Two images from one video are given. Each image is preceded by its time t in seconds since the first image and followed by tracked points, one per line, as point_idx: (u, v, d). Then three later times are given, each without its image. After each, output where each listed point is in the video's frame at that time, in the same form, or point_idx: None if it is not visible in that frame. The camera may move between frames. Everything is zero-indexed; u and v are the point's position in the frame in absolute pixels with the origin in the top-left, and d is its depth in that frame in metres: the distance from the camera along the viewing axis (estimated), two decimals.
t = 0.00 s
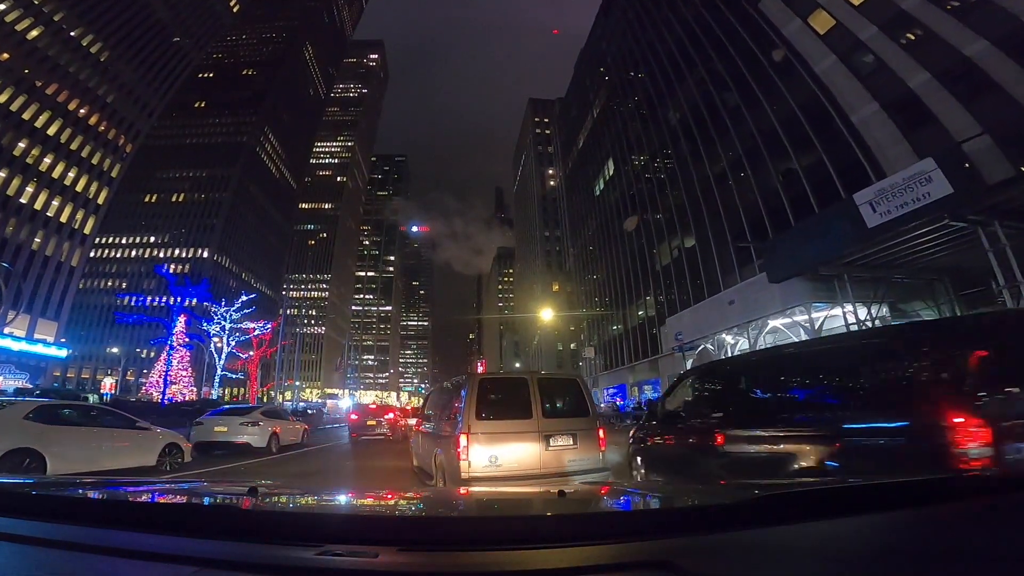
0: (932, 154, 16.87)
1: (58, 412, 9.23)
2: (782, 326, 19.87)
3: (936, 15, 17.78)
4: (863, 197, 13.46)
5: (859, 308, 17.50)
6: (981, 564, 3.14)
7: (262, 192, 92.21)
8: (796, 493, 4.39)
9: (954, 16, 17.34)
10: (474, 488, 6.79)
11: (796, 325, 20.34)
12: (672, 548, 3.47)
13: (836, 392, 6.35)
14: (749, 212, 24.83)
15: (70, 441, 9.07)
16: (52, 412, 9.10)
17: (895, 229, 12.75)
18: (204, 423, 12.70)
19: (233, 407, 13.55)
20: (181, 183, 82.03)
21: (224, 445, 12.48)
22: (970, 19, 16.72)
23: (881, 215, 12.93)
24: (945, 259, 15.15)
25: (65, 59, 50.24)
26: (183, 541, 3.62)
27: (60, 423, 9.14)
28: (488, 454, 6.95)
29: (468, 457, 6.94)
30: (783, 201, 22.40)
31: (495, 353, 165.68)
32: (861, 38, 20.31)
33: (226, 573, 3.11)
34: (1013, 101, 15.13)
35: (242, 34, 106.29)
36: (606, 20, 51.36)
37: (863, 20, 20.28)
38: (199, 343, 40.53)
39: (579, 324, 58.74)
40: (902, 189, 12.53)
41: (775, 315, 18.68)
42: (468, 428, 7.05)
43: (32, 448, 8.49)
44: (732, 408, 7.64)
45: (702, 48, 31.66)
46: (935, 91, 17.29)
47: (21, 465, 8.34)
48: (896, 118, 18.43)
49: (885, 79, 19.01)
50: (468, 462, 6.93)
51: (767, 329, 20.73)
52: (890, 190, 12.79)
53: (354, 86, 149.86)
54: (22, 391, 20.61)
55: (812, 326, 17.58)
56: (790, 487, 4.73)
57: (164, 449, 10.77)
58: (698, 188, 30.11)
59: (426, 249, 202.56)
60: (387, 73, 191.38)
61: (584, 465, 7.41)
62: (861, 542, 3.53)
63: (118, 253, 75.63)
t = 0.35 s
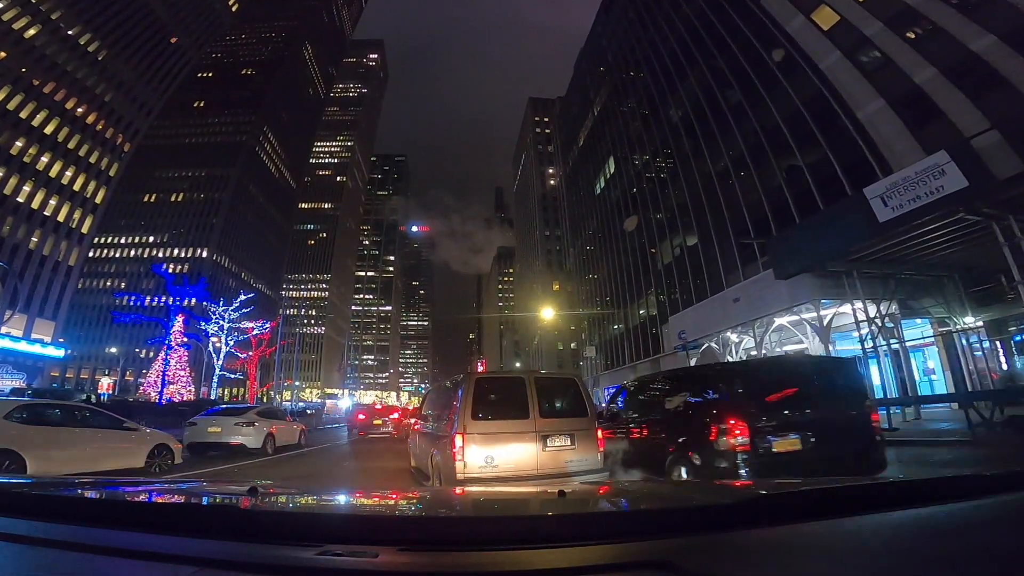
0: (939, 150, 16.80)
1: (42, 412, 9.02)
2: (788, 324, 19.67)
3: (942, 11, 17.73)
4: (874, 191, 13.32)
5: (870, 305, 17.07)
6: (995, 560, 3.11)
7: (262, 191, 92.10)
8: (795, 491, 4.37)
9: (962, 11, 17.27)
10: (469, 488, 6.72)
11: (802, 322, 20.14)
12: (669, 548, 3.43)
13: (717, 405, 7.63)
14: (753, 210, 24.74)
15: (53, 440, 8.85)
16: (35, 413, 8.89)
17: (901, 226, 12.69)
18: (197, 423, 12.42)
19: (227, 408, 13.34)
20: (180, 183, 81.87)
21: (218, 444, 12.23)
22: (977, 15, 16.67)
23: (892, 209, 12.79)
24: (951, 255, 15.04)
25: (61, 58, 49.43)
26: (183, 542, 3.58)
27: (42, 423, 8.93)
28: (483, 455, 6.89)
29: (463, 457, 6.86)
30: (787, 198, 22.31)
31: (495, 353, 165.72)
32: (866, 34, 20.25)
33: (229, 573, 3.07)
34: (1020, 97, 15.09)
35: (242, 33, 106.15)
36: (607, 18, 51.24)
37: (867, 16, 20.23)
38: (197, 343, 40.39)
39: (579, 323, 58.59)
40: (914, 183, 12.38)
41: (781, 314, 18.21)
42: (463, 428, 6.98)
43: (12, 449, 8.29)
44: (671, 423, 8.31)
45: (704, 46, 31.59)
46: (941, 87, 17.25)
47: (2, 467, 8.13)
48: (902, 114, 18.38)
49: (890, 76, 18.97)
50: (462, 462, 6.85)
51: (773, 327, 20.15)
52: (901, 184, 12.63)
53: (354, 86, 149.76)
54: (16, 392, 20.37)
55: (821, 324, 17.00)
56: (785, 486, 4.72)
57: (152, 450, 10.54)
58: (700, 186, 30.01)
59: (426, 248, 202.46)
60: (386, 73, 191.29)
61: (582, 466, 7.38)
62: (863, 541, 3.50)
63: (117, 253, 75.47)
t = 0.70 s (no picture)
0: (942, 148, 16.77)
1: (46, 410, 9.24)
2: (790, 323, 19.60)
3: (945, 8, 17.73)
4: (879, 187, 13.23)
5: (876, 304, 17.02)
6: (1005, 558, 3.08)
7: (261, 191, 92.12)
8: (797, 491, 4.34)
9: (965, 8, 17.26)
10: (463, 488, 6.69)
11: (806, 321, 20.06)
12: (669, 547, 3.41)
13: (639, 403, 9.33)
14: (755, 209, 24.69)
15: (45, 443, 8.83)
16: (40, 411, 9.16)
17: (904, 224, 12.66)
18: (194, 423, 12.30)
19: (225, 408, 13.33)
20: (179, 183, 81.84)
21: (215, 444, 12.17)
22: (980, 12, 16.68)
23: (898, 206, 12.75)
24: (954, 252, 15.01)
25: (62, 58, 49.86)
26: (183, 542, 3.56)
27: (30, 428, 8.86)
28: (477, 454, 6.87)
29: (458, 457, 6.84)
30: (789, 197, 22.27)
31: (495, 354, 165.68)
32: (868, 32, 20.22)
33: (228, 573, 3.04)
34: None
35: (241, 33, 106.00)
36: (606, 18, 51.28)
37: (868, 14, 20.23)
38: (196, 343, 40.37)
39: (578, 323, 58.55)
40: (920, 180, 12.35)
41: (784, 313, 18.16)
42: (457, 426, 6.98)
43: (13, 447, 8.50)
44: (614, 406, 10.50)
45: (704, 45, 31.55)
46: (944, 84, 17.23)
47: None
48: (906, 112, 18.36)
49: (893, 73, 18.94)
50: (457, 461, 6.83)
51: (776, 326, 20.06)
52: (908, 180, 12.57)
53: (354, 86, 149.85)
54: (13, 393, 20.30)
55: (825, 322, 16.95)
56: (783, 486, 4.69)
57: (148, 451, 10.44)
58: (701, 186, 29.98)
59: (426, 249, 202.51)
60: (385, 73, 191.31)
61: (574, 465, 7.35)
62: (866, 541, 3.47)
63: (116, 253, 75.46)
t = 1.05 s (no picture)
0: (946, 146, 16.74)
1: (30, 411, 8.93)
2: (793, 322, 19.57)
3: (948, 6, 17.75)
4: (884, 185, 13.16)
5: (881, 303, 16.97)
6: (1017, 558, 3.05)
7: (261, 191, 92.07)
8: (800, 490, 4.31)
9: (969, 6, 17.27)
10: (457, 487, 6.72)
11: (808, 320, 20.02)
12: (669, 548, 3.38)
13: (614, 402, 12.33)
14: (756, 207, 24.67)
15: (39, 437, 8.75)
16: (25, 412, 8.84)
17: (909, 222, 12.61)
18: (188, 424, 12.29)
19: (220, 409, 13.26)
20: (178, 183, 81.77)
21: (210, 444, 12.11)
22: (984, 9, 16.70)
23: (903, 204, 12.69)
24: (958, 249, 14.98)
25: (60, 57, 50.11)
26: (184, 541, 3.53)
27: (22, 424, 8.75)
28: (472, 453, 6.89)
29: (452, 456, 6.88)
30: (791, 195, 22.23)
31: (494, 354, 165.66)
32: (870, 30, 20.21)
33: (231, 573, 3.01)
34: None
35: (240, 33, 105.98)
36: (606, 18, 51.33)
37: (870, 12, 20.23)
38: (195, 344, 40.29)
39: (578, 323, 58.54)
40: (928, 176, 12.33)
41: (786, 312, 18.13)
42: (451, 427, 7.02)
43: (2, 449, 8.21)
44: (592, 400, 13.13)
45: (704, 44, 31.57)
46: (948, 81, 17.23)
47: None
48: (908, 110, 18.34)
49: (896, 71, 18.95)
50: (451, 460, 6.87)
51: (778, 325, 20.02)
52: (914, 178, 12.55)
53: (353, 86, 149.92)
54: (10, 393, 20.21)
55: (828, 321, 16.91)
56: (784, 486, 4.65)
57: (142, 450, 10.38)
58: (702, 184, 29.95)
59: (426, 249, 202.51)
60: (384, 73, 191.26)
61: (568, 466, 7.27)
62: (871, 540, 3.44)
63: (115, 253, 75.31)
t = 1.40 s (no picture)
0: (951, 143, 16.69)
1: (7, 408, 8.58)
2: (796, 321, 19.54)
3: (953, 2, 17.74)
4: (891, 181, 13.22)
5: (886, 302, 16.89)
6: None
7: (260, 191, 91.95)
8: (801, 490, 4.28)
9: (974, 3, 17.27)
10: (450, 486, 6.73)
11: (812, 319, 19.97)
12: (666, 547, 3.36)
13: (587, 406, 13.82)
14: (758, 206, 24.61)
15: (30, 438, 8.52)
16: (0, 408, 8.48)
17: (917, 218, 12.59)
18: (184, 424, 12.25)
19: (217, 408, 13.09)
20: (178, 182, 81.64)
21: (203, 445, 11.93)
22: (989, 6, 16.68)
23: (912, 200, 12.67)
24: (960, 246, 14.94)
25: (58, 56, 49.60)
26: (185, 541, 3.49)
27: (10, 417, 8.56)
28: (465, 452, 6.88)
29: (445, 455, 6.88)
30: (794, 193, 22.17)
31: (495, 354, 165.52)
32: (873, 28, 20.20)
33: (229, 573, 2.99)
34: None
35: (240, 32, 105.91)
36: (606, 17, 51.31)
37: (874, 9, 20.22)
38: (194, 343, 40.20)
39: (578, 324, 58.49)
40: (935, 172, 12.34)
41: (789, 311, 18.10)
42: (445, 426, 7.02)
43: None
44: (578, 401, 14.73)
45: (706, 43, 31.56)
46: (953, 79, 17.22)
47: None
48: (912, 107, 18.28)
49: (899, 68, 18.93)
50: (444, 459, 6.87)
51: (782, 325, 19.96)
52: (923, 174, 12.56)
53: (353, 86, 149.90)
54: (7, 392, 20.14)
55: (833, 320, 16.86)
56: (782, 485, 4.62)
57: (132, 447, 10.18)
58: (703, 183, 29.91)
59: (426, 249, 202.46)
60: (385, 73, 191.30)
61: (559, 465, 7.25)
62: (871, 539, 3.42)
63: (114, 253, 75.17)
